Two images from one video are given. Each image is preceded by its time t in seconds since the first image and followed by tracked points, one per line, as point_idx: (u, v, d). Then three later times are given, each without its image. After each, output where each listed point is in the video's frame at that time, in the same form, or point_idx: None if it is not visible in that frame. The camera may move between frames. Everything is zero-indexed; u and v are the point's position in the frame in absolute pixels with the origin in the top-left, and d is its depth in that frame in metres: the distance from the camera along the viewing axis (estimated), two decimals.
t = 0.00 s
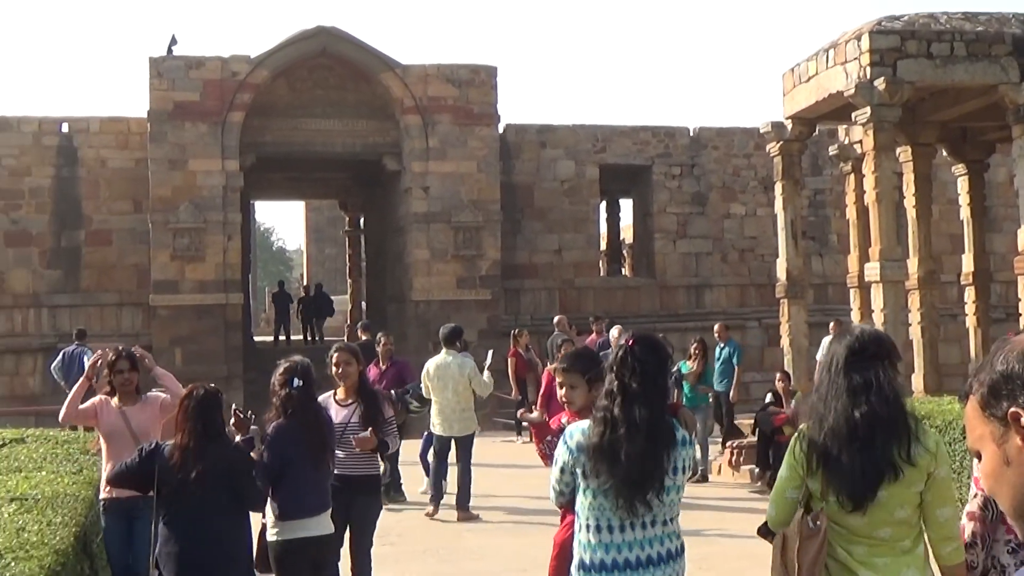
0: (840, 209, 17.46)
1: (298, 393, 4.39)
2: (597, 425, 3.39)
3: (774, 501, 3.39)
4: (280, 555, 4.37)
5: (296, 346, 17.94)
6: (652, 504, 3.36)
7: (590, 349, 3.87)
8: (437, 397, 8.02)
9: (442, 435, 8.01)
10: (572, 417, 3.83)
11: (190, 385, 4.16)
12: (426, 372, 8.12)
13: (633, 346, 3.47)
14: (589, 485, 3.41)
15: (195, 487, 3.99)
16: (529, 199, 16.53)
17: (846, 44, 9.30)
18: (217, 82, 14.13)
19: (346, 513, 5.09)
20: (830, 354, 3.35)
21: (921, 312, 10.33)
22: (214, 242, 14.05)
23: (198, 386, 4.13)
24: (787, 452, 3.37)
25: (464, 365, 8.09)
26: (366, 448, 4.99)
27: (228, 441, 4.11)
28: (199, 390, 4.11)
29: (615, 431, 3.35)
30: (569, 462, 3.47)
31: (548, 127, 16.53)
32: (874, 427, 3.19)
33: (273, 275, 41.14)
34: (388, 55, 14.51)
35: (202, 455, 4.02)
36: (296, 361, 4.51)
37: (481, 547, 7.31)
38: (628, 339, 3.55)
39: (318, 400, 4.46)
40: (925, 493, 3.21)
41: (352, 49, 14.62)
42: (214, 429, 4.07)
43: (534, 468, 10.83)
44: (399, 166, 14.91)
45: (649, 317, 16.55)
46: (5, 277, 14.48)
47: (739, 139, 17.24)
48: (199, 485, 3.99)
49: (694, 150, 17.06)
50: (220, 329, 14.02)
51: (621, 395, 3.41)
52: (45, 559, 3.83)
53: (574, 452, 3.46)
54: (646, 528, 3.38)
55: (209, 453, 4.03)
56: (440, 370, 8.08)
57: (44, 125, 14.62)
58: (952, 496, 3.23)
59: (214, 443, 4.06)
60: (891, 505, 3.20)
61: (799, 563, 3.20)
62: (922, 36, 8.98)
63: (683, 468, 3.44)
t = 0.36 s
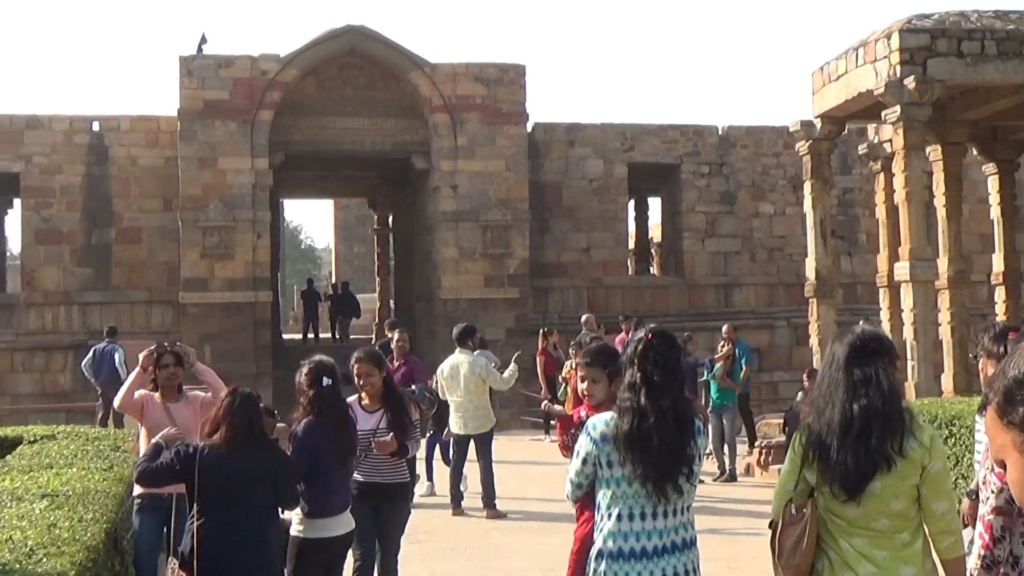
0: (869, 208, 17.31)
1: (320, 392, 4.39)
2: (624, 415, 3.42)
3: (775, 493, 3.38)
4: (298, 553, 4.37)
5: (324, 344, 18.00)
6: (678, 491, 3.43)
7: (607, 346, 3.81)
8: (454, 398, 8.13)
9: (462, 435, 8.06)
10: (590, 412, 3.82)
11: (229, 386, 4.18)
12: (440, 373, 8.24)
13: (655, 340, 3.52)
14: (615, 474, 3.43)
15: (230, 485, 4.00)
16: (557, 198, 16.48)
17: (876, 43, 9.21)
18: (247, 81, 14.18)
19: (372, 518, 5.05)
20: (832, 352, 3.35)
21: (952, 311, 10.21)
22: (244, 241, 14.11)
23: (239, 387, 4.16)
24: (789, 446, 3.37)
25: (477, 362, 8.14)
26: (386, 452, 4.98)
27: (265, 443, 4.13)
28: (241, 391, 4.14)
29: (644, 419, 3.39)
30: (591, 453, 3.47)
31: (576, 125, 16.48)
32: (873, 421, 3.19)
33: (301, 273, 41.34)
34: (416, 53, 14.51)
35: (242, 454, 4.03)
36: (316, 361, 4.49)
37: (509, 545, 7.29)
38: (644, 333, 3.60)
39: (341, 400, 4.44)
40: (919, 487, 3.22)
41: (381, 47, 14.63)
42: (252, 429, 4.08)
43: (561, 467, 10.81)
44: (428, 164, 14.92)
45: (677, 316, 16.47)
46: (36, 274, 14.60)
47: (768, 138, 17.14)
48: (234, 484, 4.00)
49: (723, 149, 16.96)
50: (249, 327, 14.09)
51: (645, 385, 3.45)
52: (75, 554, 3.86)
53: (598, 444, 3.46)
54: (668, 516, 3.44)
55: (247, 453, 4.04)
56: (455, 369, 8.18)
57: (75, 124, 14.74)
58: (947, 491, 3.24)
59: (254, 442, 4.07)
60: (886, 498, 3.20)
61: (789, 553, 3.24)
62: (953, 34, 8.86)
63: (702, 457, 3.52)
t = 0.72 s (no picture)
0: (897, 213, 17.16)
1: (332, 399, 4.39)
2: (599, 422, 3.43)
3: (804, 494, 3.41)
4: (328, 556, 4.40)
5: (351, 348, 18.03)
6: (650, 496, 3.38)
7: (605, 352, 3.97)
8: (471, 401, 8.13)
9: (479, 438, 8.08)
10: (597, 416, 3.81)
11: (264, 394, 4.14)
12: (458, 378, 8.25)
13: (632, 347, 3.50)
14: (594, 480, 3.45)
15: (261, 491, 4.01)
16: (584, 202, 16.44)
17: (904, 47, 9.13)
18: (275, 86, 14.24)
19: (394, 529, 4.99)
20: (867, 358, 3.35)
21: (980, 317, 10.05)
22: (272, 246, 14.17)
23: (274, 395, 4.13)
24: (820, 450, 3.39)
25: (492, 364, 8.12)
26: (403, 462, 4.87)
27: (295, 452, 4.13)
28: (274, 399, 4.10)
29: (614, 424, 3.39)
30: (575, 457, 3.51)
31: (603, 130, 16.44)
32: (903, 426, 3.20)
33: (328, 278, 41.50)
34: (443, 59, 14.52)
35: (274, 462, 4.03)
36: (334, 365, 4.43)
37: (535, 550, 7.26)
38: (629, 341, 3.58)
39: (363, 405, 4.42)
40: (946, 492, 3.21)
41: (408, 53, 14.66)
42: (283, 437, 4.07)
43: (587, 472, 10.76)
44: (455, 170, 14.93)
45: (705, 321, 16.39)
46: (66, 278, 14.71)
47: (796, 143, 17.03)
48: (265, 491, 4.01)
49: (750, 154, 16.87)
50: (277, 331, 14.15)
51: (619, 391, 3.44)
52: (105, 558, 3.86)
53: (578, 449, 3.50)
54: (647, 520, 3.41)
55: (278, 460, 4.04)
56: (472, 373, 8.18)
57: (104, 129, 14.85)
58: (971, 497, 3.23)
59: (285, 450, 4.07)
60: (914, 500, 3.22)
61: (837, 551, 3.17)
62: (982, 38, 8.77)
63: (682, 463, 3.45)
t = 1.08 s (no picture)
0: (935, 209, 16.97)
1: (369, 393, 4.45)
2: (600, 418, 3.60)
3: (848, 479, 3.47)
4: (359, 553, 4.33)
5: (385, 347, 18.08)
6: (643, 487, 3.46)
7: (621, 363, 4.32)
8: (509, 400, 8.11)
9: (514, 437, 8.08)
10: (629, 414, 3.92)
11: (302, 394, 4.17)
12: (494, 377, 8.24)
13: (633, 346, 3.60)
14: (599, 473, 3.60)
15: (293, 492, 3.99)
16: (618, 200, 16.38)
17: (940, 41, 9.02)
18: (309, 87, 14.30)
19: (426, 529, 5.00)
20: (910, 347, 3.48)
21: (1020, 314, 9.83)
22: (307, 246, 14.24)
23: (308, 396, 4.14)
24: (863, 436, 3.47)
25: (527, 363, 8.08)
26: (427, 463, 4.85)
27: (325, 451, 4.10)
28: (308, 400, 4.11)
29: (608, 421, 3.55)
30: (593, 450, 3.64)
31: (637, 127, 16.37)
32: (945, 409, 3.32)
33: (363, 278, 41.69)
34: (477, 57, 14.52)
35: (302, 462, 4.00)
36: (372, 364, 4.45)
37: (570, 549, 7.24)
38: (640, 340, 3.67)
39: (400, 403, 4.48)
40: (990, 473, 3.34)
41: (442, 52, 14.67)
42: (312, 436, 4.05)
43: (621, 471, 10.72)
44: (489, 168, 14.93)
45: (740, 319, 16.29)
46: (103, 279, 14.85)
47: (832, 139, 16.89)
48: (295, 491, 3.99)
49: (785, 150, 16.74)
50: (313, 330, 14.22)
51: (618, 388, 3.57)
52: (145, 557, 3.85)
53: (589, 443, 3.64)
54: (648, 512, 3.48)
55: (308, 459, 4.02)
56: (506, 371, 8.15)
57: (140, 131, 14.99)
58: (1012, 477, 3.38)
59: (314, 449, 4.04)
60: (961, 482, 3.31)
61: (893, 535, 3.23)
62: (1021, 32, 8.66)
63: (682, 456, 3.47)
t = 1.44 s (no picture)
0: (979, 200, 16.70)
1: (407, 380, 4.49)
2: (656, 409, 3.63)
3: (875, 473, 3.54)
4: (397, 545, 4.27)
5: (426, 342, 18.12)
6: (702, 473, 3.49)
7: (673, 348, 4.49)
8: (552, 394, 8.09)
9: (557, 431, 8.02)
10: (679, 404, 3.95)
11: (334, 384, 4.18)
12: (537, 371, 8.21)
13: (691, 335, 3.62)
14: (654, 462, 3.64)
15: (332, 485, 3.99)
16: (659, 194, 16.27)
17: (984, 31, 8.85)
18: (350, 83, 14.35)
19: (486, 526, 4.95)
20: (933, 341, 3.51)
21: None
22: (349, 241, 14.28)
23: (341, 385, 4.15)
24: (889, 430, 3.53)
25: (571, 357, 8.07)
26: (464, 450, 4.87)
27: (363, 443, 4.09)
28: (340, 389, 4.13)
29: (668, 409, 3.56)
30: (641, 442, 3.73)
31: (678, 120, 16.24)
32: (962, 400, 3.32)
33: (404, 273, 41.87)
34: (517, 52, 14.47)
35: (341, 455, 4.01)
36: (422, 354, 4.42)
37: (613, 544, 7.20)
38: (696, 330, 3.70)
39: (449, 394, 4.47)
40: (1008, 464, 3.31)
41: (482, 47, 14.65)
42: (348, 428, 4.05)
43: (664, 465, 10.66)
44: (529, 163, 14.90)
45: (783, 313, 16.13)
46: (147, 276, 14.99)
47: (875, 131, 16.65)
48: (334, 485, 3.99)
49: (828, 142, 16.54)
50: (356, 326, 14.27)
51: (677, 376, 3.59)
52: (192, 552, 3.87)
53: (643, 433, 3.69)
54: (706, 496, 3.51)
55: (346, 452, 4.02)
56: (550, 364, 8.14)
57: (182, 128, 15.10)
58: None
59: (352, 442, 4.04)
60: (978, 472, 3.31)
61: (924, 522, 3.29)
62: None
63: (739, 443, 3.51)
